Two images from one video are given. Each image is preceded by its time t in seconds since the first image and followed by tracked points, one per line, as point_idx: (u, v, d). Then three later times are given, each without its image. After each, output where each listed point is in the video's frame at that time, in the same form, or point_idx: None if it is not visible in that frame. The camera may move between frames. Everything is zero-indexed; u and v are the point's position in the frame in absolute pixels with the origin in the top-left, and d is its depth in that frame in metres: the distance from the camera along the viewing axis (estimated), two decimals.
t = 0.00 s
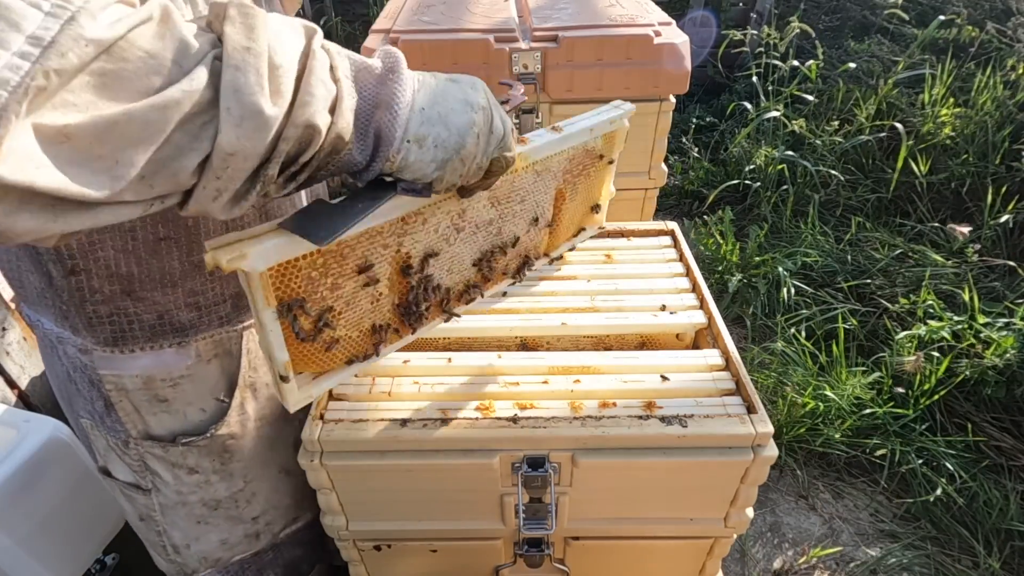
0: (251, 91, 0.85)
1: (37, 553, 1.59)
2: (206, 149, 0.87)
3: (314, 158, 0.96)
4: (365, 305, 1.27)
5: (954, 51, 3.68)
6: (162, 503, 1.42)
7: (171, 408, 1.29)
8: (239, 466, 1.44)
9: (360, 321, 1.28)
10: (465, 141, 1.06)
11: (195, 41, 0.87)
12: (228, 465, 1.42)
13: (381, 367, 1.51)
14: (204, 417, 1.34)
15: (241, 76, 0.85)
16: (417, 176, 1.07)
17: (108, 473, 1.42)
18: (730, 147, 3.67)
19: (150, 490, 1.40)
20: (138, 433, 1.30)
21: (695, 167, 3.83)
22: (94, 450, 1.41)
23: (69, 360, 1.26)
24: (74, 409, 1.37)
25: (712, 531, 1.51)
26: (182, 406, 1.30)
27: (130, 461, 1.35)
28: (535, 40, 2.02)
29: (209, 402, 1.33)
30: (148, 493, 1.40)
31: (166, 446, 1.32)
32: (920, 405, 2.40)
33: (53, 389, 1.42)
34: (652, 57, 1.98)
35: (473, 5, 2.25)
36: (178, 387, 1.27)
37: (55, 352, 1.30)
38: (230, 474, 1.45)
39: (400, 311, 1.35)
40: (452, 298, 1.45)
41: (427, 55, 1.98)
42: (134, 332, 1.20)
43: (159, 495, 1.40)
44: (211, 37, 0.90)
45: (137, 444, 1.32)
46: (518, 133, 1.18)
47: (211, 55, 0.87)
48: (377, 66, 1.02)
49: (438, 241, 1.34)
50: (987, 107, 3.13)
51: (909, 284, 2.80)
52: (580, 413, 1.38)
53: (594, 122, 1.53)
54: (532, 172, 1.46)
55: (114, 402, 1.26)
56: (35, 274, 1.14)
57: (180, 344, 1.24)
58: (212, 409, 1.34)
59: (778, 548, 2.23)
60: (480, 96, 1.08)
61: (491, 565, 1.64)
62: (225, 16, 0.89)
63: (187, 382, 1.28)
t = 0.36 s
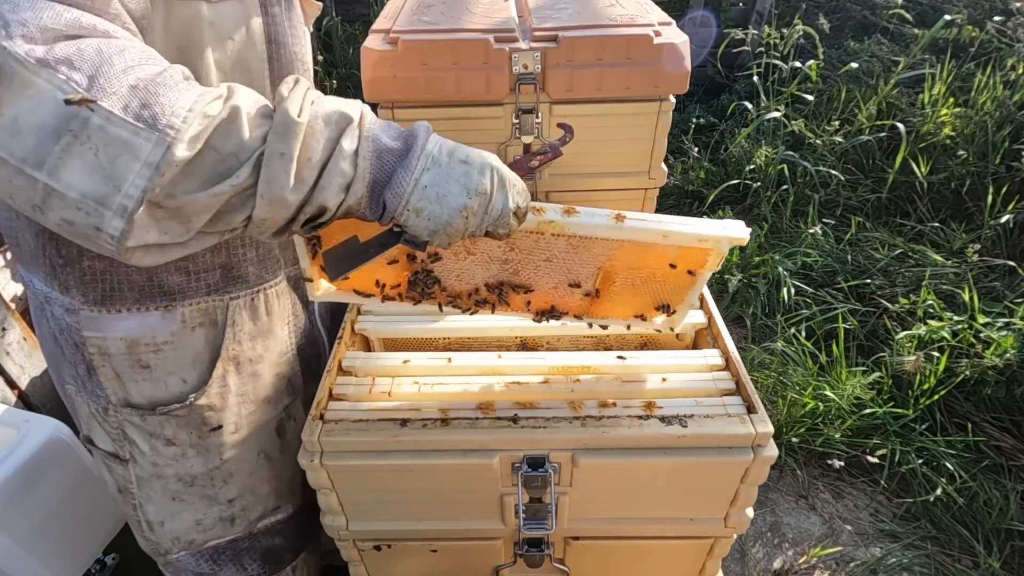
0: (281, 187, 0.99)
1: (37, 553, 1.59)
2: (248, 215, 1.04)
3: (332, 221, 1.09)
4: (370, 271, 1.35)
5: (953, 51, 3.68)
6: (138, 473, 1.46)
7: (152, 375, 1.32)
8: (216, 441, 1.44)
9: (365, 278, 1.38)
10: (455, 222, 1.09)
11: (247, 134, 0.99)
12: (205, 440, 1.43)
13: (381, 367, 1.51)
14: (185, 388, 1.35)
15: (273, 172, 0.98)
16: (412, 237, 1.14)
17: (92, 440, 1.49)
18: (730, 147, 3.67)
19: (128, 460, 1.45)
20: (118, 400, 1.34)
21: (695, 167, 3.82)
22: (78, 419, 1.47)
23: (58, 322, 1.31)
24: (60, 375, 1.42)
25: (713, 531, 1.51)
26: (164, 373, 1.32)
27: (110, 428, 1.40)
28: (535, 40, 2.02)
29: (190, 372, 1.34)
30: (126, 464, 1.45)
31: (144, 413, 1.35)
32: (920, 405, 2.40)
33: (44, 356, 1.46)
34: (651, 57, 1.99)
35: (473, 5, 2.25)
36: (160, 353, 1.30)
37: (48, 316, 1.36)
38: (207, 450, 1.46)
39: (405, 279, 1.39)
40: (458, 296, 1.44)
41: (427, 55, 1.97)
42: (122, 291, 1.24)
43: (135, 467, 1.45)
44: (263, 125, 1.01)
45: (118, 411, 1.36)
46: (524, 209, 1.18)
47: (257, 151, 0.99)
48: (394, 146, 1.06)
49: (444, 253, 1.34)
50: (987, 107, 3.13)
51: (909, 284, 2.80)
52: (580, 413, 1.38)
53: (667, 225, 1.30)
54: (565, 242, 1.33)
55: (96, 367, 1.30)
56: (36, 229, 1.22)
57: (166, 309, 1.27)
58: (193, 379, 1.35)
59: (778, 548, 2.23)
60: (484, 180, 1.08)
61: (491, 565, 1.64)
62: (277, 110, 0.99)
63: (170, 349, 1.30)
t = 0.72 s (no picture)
0: (354, 208, 1.08)
1: (37, 553, 1.59)
2: (321, 229, 1.12)
3: (390, 239, 1.18)
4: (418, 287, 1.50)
5: (954, 51, 3.68)
6: (169, 461, 1.46)
7: (184, 361, 1.31)
8: (247, 424, 1.46)
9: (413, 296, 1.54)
10: (499, 244, 1.20)
11: (328, 162, 1.08)
12: (236, 423, 1.44)
13: (382, 368, 1.51)
14: (216, 372, 1.35)
15: (348, 195, 1.07)
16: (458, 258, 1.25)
17: (118, 432, 1.47)
18: (730, 147, 3.67)
19: (159, 447, 1.44)
20: (150, 386, 1.34)
21: (695, 167, 3.83)
22: (103, 410, 1.45)
23: (87, 312, 1.31)
24: (84, 365, 1.41)
25: (712, 531, 1.51)
26: (196, 358, 1.32)
27: (140, 417, 1.40)
28: (535, 40, 2.02)
29: (221, 357, 1.35)
30: (158, 451, 1.45)
31: (175, 399, 1.35)
32: (920, 405, 2.40)
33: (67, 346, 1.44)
34: (652, 57, 1.99)
35: (473, 5, 2.25)
36: (193, 339, 1.29)
37: (72, 306, 1.34)
38: (239, 434, 1.46)
39: (448, 301, 1.55)
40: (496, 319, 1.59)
41: (427, 55, 1.97)
42: (156, 278, 1.24)
43: (167, 453, 1.45)
44: (342, 154, 1.10)
45: (150, 398, 1.36)
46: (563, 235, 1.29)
47: (335, 175, 1.08)
48: (447, 174, 1.16)
49: (484, 276, 1.50)
50: (987, 107, 3.13)
51: (909, 284, 2.80)
52: (581, 413, 1.38)
53: (686, 245, 1.37)
54: (595, 263, 1.43)
55: (128, 355, 1.29)
56: (71, 220, 1.21)
57: (198, 296, 1.27)
58: (224, 364, 1.35)
59: (778, 548, 2.23)
60: (526, 209, 1.20)
61: (490, 566, 1.64)
62: (356, 141, 1.09)
63: (201, 335, 1.30)
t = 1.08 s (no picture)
0: (361, 241, 1.11)
1: (38, 552, 1.59)
2: (327, 255, 1.13)
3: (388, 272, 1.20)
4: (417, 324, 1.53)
5: (954, 51, 3.68)
6: (179, 458, 1.46)
7: (195, 356, 1.31)
8: (257, 420, 1.47)
9: (410, 335, 1.55)
10: (488, 281, 1.24)
11: (345, 199, 1.11)
12: (247, 419, 1.45)
13: (382, 368, 1.51)
14: (227, 368, 1.36)
15: (357, 229, 1.10)
16: (452, 295, 1.27)
17: (127, 430, 1.46)
18: (730, 147, 3.68)
19: (170, 445, 1.44)
20: (161, 382, 1.34)
21: (694, 167, 3.82)
22: (112, 408, 1.44)
23: (98, 309, 1.29)
24: (94, 364, 1.40)
25: (712, 531, 1.51)
26: (208, 354, 1.32)
27: (151, 414, 1.40)
28: (535, 40, 2.02)
29: (232, 351, 1.35)
30: (169, 448, 1.45)
31: (186, 394, 1.36)
32: (920, 405, 2.40)
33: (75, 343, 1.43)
34: (652, 57, 1.99)
35: (473, 5, 2.25)
36: (204, 335, 1.29)
37: (83, 304, 1.33)
38: (250, 430, 1.47)
39: (449, 343, 1.57)
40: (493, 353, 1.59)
41: (427, 55, 1.97)
42: (170, 276, 1.24)
43: (178, 450, 1.45)
44: (358, 192, 1.13)
45: (161, 394, 1.36)
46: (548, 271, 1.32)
47: (349, 211, 1.10)
48: (446, 220, 1.21)
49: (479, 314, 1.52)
50: (987, 107, 3.13)
51: (909, 284, 2.80)
52: (580, 413, 1.38)
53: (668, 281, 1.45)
54: (584, 300, 1.48)
55: (140, 351, 1.29)
56: (86, 217, 1.19)
57: (211, 292, 1.27)
58: (234, 358, 1.36)
59: (778, 548, 2.23)
60: (513, 250, 1.24)
61: (490, 566, 1.64)
62: (371, 182, 1.12)
63: (213, 330, 1.30)
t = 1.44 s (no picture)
0: (365, 248, 1.10)
1: (37, 551, 1.59)
2: (328, 260, 1.12)
3: (387, 281, 1.20)
4: (416, 333, 1.53)
5: (954, 51, 3.68)
6: (175, 459, 1.46)
7: (190, 357, 1.32)
8: (253, 422, 1.47)
9: (409, 343, 1.56)
10: (484, 292, 1.24)
11: (352, 206, 1.11)
12: (244, 420, 1.45)
13: (381, 369, 1.51)
14: (223, 369, 1.36)
15: (362, 237, 1.10)
16: (449, 306, 1.28)
17: (123, 430, 1.47)
18: (730, 147, 3.68)
19: (165, 446, 1.44)
20: (156, 384, 1.34)
21: (694, 167, 3.82)
22: (109, 408, 1.45)
23: (93, 310, 1.29)
24: (90, 364, 1.41)
25: (712, 531, 1.51)
26: (203, 355, 1.32)
27: (146, 415, 1.40)
28: (535, 40, 2.02)
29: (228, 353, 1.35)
30: (163, 449, 1.45)
31: (182, 397, 1.36)
32: (920, 405, 2.40)
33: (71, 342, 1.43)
34: (652, 57, 1.99)
35: (473, 5, 2.25)
36: (200, 336, 1.30)
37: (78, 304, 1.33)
38: (246, 431, 1.48)
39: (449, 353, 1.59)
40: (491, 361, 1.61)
41: (427, 54, 1.97)
42: (165, 277, 1.22)
43: (173, 452, 1.45)
44: (364, 202, 1.13)
45: (156, 396, 1.36)
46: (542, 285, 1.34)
47: (354, 220, 1.10)
48: (445, 232, 1.21)
49: (478, 324, 1.54)
50: (987, 107, 3.14)
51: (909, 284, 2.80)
52: (580, 413, 1.38)
53: (661, 286, 1.46)
54: (580, 308, 1.51)
55: (134, 352, 1.29)
56: (78, 217, 1.18)
57: (206, 293, 1.26)
58: (230, 360, 1.36)
59: (778, 548, 2.23)
60: (509, 262, 1.25)
61: (491, 566, 1.64)
62: (378, 193, 1.13)
63: (208, 331, 1.30)
